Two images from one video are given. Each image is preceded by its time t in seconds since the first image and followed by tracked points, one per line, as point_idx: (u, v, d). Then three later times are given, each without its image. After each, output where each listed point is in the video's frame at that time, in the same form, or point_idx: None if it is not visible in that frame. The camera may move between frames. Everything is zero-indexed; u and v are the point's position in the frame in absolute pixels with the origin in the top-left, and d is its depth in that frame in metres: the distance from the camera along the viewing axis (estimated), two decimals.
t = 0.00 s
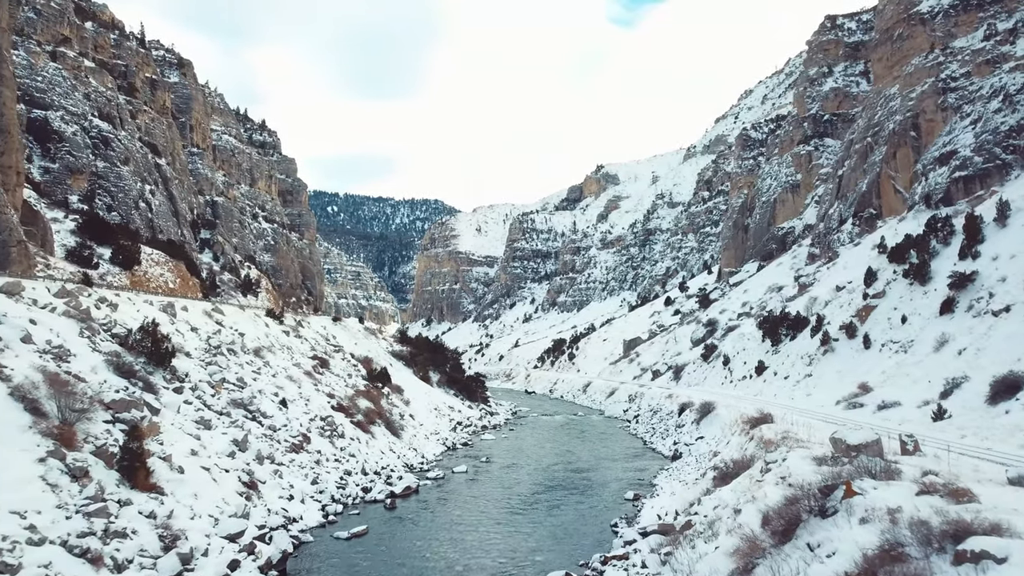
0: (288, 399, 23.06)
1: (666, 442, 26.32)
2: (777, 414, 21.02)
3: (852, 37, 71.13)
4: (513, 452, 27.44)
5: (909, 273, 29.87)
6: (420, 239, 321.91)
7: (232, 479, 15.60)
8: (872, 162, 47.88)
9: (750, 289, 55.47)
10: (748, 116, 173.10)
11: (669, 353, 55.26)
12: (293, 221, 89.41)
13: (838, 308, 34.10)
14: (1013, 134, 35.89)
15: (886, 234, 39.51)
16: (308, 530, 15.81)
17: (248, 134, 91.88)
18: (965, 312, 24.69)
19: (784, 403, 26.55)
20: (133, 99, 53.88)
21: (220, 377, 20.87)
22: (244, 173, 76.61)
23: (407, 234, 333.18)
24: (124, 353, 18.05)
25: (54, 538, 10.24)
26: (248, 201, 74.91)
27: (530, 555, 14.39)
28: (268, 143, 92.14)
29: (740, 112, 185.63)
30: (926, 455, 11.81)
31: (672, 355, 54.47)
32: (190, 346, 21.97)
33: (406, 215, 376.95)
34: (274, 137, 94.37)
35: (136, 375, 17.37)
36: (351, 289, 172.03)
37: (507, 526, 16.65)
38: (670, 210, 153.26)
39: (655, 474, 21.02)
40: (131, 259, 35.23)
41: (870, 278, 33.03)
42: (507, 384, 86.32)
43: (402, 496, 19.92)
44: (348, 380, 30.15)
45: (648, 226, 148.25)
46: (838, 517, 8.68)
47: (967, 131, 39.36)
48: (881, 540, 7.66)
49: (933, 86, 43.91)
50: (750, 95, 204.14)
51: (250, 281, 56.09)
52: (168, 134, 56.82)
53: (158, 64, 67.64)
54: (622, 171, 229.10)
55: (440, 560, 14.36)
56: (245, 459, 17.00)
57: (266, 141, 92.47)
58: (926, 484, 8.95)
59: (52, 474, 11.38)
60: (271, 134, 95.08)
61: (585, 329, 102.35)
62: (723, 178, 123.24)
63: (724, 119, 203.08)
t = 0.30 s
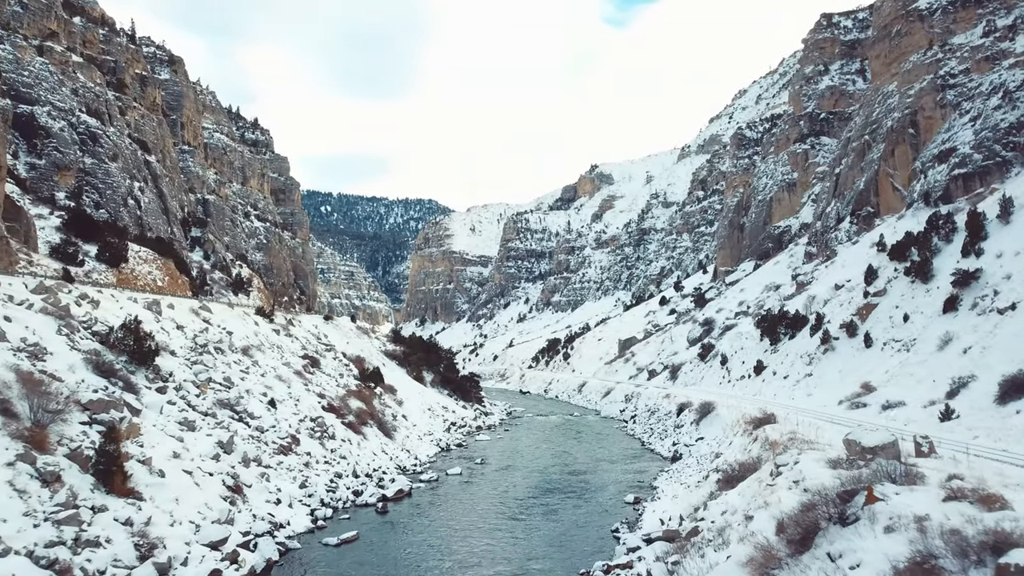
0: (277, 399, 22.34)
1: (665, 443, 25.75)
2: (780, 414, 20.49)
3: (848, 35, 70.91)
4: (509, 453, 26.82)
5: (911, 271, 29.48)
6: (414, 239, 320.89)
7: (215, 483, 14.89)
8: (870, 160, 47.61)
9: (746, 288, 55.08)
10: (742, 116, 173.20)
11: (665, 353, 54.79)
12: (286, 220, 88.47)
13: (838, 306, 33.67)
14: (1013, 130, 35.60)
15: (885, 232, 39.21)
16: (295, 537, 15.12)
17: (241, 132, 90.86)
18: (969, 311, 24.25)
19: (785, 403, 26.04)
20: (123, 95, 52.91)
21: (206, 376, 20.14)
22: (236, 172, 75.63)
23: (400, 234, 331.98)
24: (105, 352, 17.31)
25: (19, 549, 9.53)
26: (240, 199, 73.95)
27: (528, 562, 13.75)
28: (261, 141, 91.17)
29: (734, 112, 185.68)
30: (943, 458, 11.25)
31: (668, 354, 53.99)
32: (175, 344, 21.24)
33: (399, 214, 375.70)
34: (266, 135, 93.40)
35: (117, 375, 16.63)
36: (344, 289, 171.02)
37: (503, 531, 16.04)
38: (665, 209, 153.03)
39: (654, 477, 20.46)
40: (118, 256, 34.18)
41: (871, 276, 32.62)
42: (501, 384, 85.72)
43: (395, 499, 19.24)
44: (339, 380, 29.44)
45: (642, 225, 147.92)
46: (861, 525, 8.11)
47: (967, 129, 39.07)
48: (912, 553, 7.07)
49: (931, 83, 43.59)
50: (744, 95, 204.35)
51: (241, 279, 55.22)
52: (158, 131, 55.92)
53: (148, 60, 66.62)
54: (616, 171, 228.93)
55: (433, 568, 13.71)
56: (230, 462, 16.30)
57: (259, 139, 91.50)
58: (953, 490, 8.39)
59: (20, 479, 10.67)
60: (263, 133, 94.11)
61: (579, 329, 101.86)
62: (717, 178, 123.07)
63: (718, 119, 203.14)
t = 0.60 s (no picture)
0: (269, 399, 21.67)
1: (667, 444, 25.17)
2: (787, 415, 19.92)
3: (847, 33, 70.59)
4: (507, 454, 26.20)
5: (917, 268, 29.00)
6: (411, 239, 319.94)
7: (201, 487, 14.22)
8: (871, 157, 47.20)
9: (746, 287, 54.57)
10: (740, 115, 172.98)
11: (665, 352, 54.28)
12: (282, 219, 87.65)
13: (842, 305, 33.17)
14: (1017, 127, 35.17)
15: (888, 230, 38.73)
16: (285, 543, 14.48)
17: (236, 131, 90.03)
18: (978, 309, 23.73)
19: (790, 403, 25.48)
20: (116, 91, 52.13)
21: (194, 375, 19.44)
22: (232, 170, 74.85)
23: (397, 234, 331.04)
24: (88, 350, 16.60)
25: None
26: (235, 198, 73.18)
27: (529, 571, 13.12)
28: (257, 140, 90.38)
29: (732, 112, 185.38)
30: (968, 461, 10.67)
31: (667, 354, 53.48)
32: (163, 343, 20.54)
33: (396, 214, 374.62)
34: (262, 134, 92.61)
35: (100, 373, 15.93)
36: (341, 289, 170.07)
37: (503, 537, 15.42)
38: (662, 209, 152.59)
39: (658, 479, 19.87)
40: (108, 253, 33.42)
41: (875, 274, 32.11)
42: (499, 385, 85.12)
43: (390, 503, 18.62)
44: (333, 379, 28.79)
45: (640, 225, 147.39)
46: (892, 534, 7.51)
47: (971, 125, 38.61)
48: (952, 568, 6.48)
49: (934, 80, 43.14)
50: (742, 95, 204.24)
51: (236, 278, 54.48)
52: (152, 128, 55.15)
53: (142, 57, 65.80)
54: (614, 171, 228.50)
55: None
56: (218, 464, 15.64)
57: (255, 138, 90.69)
58: (988, 496, 7.78)
59: None
60: (259, 131, 93.33)
61: (577, 328, 101.35)
62: (716, 177, 122.63)
63: (716, 119, 202.82)
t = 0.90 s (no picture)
0: (260, 399, 21.00)
1: (670, 446, 24.58)
2: (795, 415, 19.31)
3: (847, 31, 70.24)
4: (505, 456, 25.54)
5: (923, 266, 28.49)
6: (407, 239, 319.09)
7: (186, 491, 13.56)
8: (873, 155, 46.72)
9: (746, 287, 54.06)
10: (738, 115, 172.76)
11: (664, 352, 53.73)
12: (278, 217, 86.90)
13: (845, 303, 32.63)
14: (1022, 123, 34.70)
15: (891, 228, 38.23)
16: (273, 550, 13.84)
17: (232, 129, 89.28)
18: (987, 307, 23.20)
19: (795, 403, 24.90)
20: (109, 88, 51.33)
21: (183, 375, 18.76)
22: (227, 168, 74.07)
23: (394, 233, 330.17)
24: (70, 348, 15.90)
25: None
26: (231, 196, 72.38)
27: None
28: (253, 138, 89.63)
29: (730, 111, 185.12)
30: (995, 464, 10.09)
31: (667, 353, 52.93)
32: (151, 342, 19.83)
33: (393, 214, 373.68)
34: (259, 132, 91.85)
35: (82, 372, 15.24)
36: (338, 288, 169.19)
37: (503, 544, 14.74)
38: (660, 208, 152.08)
39: (662, 482, 19.24)
40: (98, 250, 32.73)
41: (880, 272, 31.57)
42: (496, 384, 84.51)
43: (385, 507, 17.97)
44: (328, 379, 28.13)
45: (638, 224, 146.92)
46: (927, 546, 6.90)
47: (974, 122, 38.14)
48: None
49: (937, 76, 42.69)
50: (739, 94, 204.09)
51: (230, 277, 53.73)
52: (146, 126, 54.39)
53: (136, 54, 65.01)
54: (612, 170, 228.09)
55: None
56: (205, 467, 14.98)
57: (250, 136, 89.96)
58: None
59: None
60: (255, 130, 92.57)
61: (575, 328, 100.79)
62: (714, 176, 122.22)
63: (713, 118, 202.58)
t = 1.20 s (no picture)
0: (252, 399, 20.35)
1: (674, 447, 23.99)
2: (804, 415, 18.73)
3: (849, 28, 69.73)
4: (505, 457, 24.94)
5: (931, 263, 27.92)
6: (406, 239, 318.28)
7: (171, 495, 12.92)
8: (876, 152, 46.18)
9: (748, 285, 53.53)
10: (738, 114, 172.26)
11: (665, 351, 53.17)
12: (275, 216, 86.24)
13: (851, 301, 32.07)
14: None
15: (896, 225, 37.67)
16: (263, 558, 13.19)
17: (229, 127, 88.57)
18: (998, 304, 22.62)
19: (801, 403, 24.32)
20: (103, 85, 50.55)
21: (171, 374, 18.09)
22: (224, 167, 73.37)
23: (393, 233, 329.33)
24: (52, 346, 15.23)
25: None
26: (228, 195, 71.63)
27: None
28: (250, 137, 88.95)
29: (729, 111, 184.65)
30: None
31: (668, 352, 52.38)
32: (138, 340, 19.17)
33: (391, 214, 372.86)
34: (256, 130, 91.13)
35: (63, 371, 14.57)
36: (336, 288, 168.36)
37: (504, 551, 14.13)
38: (660, 207, 151.46)
39: (667, 484, 18.65)
40: (90, 247, 32.01)
41: (886, 269, 30.98)
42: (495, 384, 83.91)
43: (380, 511, 17.34)
44: (323, 378, 27.49)
45: (637, 224, 146.36)
46: (971, 560, 6.32)
47: (980, 118, 37.59)
48: None
49: (941, 72, 42.13)
50: (738, 94, 203.67)
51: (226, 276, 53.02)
52: (141, 123, 53.69)
53: (132, 51, 64.24)
54: (610, 170, 227.56)
55: None
56: (192, 471, 14.33)
57: (248, 135, 89.26)
58: None
59: None
60: (253, 128, 91.84)
61: (574, 328, 100.19)
62: (713, 175, 121.71)
63: (712, 118, 202.13)
